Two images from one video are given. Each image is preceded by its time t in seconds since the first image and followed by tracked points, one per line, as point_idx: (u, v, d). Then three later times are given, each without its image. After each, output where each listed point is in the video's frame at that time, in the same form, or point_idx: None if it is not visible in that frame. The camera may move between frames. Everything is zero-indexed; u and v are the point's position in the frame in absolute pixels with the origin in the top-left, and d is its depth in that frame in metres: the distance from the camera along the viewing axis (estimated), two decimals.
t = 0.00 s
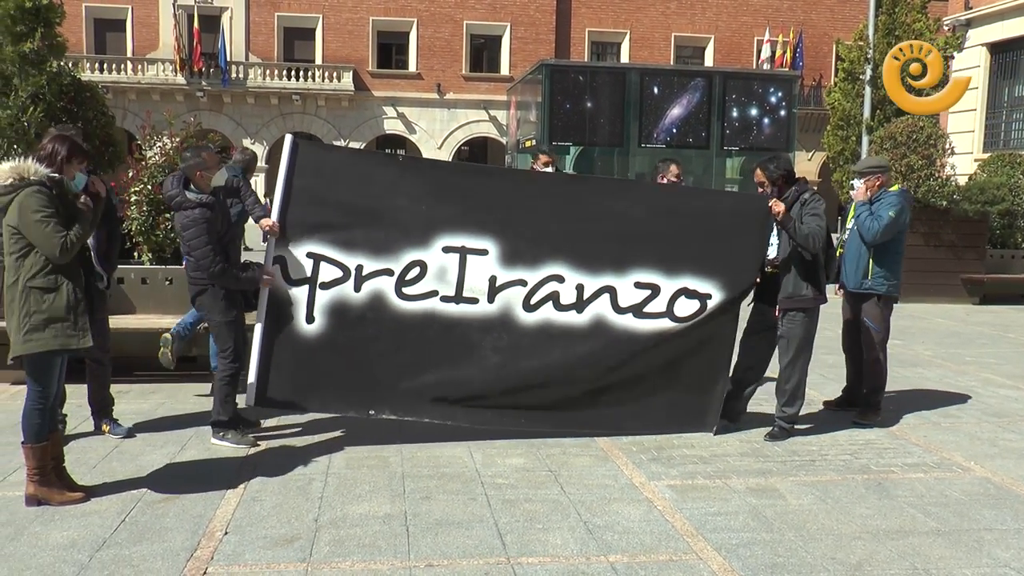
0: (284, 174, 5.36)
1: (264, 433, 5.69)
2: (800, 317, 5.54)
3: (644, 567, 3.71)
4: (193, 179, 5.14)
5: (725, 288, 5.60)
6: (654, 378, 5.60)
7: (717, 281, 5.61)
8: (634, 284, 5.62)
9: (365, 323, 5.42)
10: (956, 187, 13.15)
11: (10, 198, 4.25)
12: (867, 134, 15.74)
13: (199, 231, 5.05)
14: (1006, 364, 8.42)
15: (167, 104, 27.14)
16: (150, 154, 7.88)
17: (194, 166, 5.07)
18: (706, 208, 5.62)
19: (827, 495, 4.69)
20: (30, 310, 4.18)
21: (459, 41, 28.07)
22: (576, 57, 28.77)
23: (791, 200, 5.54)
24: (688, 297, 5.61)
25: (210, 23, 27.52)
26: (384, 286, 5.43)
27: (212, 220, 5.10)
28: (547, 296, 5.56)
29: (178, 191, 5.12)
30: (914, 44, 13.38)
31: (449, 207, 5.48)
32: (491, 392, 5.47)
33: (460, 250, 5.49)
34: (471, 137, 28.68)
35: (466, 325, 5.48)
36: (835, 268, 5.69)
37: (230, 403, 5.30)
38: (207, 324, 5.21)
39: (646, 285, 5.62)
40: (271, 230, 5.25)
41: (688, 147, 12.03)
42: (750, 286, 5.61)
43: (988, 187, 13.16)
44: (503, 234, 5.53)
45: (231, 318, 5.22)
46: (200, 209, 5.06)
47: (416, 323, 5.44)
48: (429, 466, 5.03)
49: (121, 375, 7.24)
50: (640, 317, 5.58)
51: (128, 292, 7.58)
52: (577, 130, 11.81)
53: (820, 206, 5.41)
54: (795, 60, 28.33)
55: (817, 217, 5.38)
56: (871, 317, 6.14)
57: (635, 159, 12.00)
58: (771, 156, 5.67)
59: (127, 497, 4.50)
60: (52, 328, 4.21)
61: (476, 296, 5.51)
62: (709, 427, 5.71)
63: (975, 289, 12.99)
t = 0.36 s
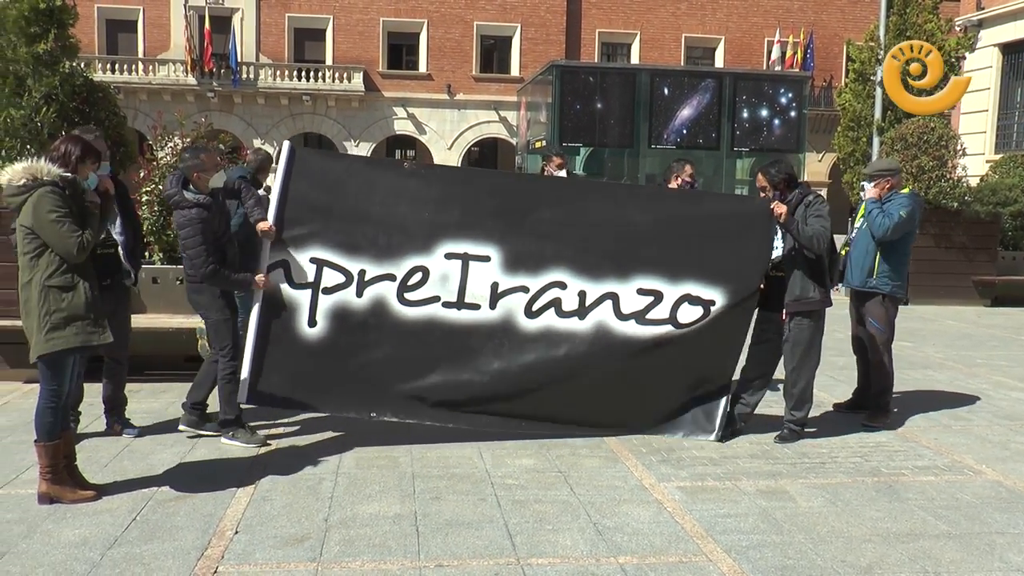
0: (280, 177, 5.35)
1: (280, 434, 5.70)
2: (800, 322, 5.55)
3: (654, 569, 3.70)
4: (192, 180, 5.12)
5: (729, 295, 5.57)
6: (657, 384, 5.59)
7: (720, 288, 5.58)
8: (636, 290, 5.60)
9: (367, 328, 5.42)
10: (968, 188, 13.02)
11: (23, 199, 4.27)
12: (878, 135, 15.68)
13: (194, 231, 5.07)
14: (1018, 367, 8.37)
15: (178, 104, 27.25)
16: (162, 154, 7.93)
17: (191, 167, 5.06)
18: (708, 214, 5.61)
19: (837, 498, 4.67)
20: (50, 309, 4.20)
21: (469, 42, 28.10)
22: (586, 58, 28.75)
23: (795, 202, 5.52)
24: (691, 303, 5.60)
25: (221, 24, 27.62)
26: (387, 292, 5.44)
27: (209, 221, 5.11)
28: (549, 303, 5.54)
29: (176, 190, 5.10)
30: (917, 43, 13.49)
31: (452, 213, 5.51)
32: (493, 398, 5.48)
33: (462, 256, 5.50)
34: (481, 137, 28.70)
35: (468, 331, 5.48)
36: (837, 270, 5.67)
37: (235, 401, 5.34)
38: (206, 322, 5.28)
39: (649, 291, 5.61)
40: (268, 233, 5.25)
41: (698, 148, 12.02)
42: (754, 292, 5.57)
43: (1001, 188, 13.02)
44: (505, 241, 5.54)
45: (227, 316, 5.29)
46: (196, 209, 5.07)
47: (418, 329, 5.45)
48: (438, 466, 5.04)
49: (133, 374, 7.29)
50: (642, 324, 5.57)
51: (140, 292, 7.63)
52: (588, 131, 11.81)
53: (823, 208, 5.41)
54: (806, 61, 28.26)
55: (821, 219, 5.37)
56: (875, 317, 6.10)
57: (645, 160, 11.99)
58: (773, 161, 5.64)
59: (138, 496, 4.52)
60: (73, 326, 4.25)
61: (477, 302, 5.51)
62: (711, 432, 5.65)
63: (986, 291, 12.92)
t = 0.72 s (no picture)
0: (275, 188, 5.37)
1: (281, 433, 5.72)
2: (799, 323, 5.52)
3: (663, 571, 3.70)
4: (187, 178, 5.18)
5: (727, 299, 5.55)
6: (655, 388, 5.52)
7: (717, 292, 5.56)
8: (633, 295, 5.58)
9: (363, 331, 5.39)
10: (978, 190, 13.30)
11: (37, 200, 4.32)
12: (888, 136, 15.62)
13: (185, 228, 5.16)
14: None
15: (188, 105, 27.36)
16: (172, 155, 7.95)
17: (184, 165, 5.14)
18: (703, 220, 5.60)
19: (847, 500, 4.66)
20: (63, 309, 4.23)
21: (479, 43, 28.13)
22: (595, 59, 28.73)
23: (786, 203, 5.52)
24: (688, 307, 5.57)
25: (231, 25, 27.72)
26: (384, 294, 5.42)
27: (200, 218, 5.20)
28: (545, 308, 5.52)
29: (168, 187, 5.18)
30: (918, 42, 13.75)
31: (451, 220, 5.53)
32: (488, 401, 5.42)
33: (461, 262, 5.50)
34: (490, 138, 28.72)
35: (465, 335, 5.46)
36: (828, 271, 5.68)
37: (232, 398, 5.39)
38: (195, 321, 5.33)
39: (645, 295, 5.59)
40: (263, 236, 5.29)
41: (708, 149, 12.02)
42: (752, 296, 5.55)
43: (1010, 190, 13.33)
44: (503, 247, 5.55)
45: (217, 313, 5.33)
46: (187, 207, 5.15)
47: (414, 332, 5.42)
48: (448, 466, 5.05)
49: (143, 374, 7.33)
50: (638, 328, 5.54)
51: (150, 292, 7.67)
52: (596, 132, 11.82)
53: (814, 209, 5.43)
54: (815, 62, 28.17)
55: (814, 221, 5.39)
56: (882, 316, 6.08)
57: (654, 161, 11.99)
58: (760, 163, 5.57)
59: (148, 495, 4.54)
60: (86, 326, 4.27)
61: (475, 307, 5.50)
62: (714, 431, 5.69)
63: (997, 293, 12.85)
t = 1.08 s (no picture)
0: (271, 192, 5.41)
1: (232, 435, 5.63)
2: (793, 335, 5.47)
3: (670, 572, 3.70)
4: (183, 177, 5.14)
5: (724, 314, 5.48)
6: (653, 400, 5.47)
7: (713, 307, 5.51)
8: (629, 311, 5.56)
9: (360, 343, 5.39)
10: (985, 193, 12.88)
11: (47, 199, 4.35)
12: (894, 138, 15.57)
13: (180, 227, 5.08)
14: None
15: (195, 105, 27.42)
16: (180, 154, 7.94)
17: (180, 164, 5.09)
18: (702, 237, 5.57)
19: (852, 503, 4.65)
20: (72, 309, 4.25)
21: (486, 44, 28.15)
22: (603, 60, 28.73)
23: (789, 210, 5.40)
24: (683, 321, 5.51)
25: (238, 26, 27.77)
26: (384, 305, 5.44)
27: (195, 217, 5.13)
28: (541, 324, 5.52)
29: (165, 187, 5.15)
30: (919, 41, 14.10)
31: (452, 239, 5.60)
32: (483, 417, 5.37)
33: (460, 278, 5.55)
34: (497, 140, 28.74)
35: (463, 349, 5.45)
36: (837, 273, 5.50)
37: (192, 398, 5.29)
38: (189, 319, 5.30)
39: (641, 310, 5.56)
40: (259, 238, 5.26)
41: (715, 151, 12.00)
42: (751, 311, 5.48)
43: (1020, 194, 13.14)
44: (501, 264, 5.60)
45: (210, 316, 5.31)
46: (183, 206, 5.09)
47: (410, 347, 5.43)
48: (453, 467, 5.05)
49: (149, 373, 7.35)
50: (634, 342, 5.48)
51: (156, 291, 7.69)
52: (604, 133, 11.80)
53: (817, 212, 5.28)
54: (823, 64, 28.10)
55: (816, 225, 5.26)
56: (889, 318, 6.07)
57: (661, 163, 11.98)
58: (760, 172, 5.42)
59: (155, 495, 4.55)
60: (94, 326, 4.29)
61: (473, 324, 5.51)
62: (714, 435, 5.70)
63: (1004, 296, 12.82)
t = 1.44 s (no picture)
0: (271, 194, 5.47)
1: (231, 435, 5.63)
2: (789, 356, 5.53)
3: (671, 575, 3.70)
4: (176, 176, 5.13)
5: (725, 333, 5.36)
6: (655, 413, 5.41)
7: (713, 325, 5.40)
8: (631, 331, 5.44)
9: (358, 356, 5.32)
10: (990, 197, 12.67)
11: (57, 199, 4.33)
12: (899, 142, 15.56)
13: (169, 225, 5.05)
14: None
15: (200, 106, 27.47)
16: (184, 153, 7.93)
17: (175, 165, 5.05)
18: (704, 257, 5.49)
19: (855, 507, 4.65)
20: (74, 312, 4.26)
21: (491, 46, 28.17)
22: (607, 63, 28.74)
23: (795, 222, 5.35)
24: (685, 339, 5.39)
25: (244, 27, 27.83)
26: (384, 318, 5.40)
27: (186, 216, 5.09)
28: (542, 343, 5.42)
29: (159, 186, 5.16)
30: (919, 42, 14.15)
31: (455, 259, 5.61)
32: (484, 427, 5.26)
33: (462, 298, 5.52)
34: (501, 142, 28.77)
35: (462, 369, 5.36)
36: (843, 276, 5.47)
37: (182, 403, 5.29)
38: (173, 319, 5.33)
39: (642, 330, 5.44)
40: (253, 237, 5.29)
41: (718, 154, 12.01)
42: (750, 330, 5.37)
43: None
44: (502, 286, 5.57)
45: (195, 317, 5.31)
46: (174, 204, 5.06)
47: (407, 366, 5.34)
48: (457, 469, 5.04)
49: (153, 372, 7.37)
50: (636, 360, 5.36)
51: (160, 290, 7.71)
52: (607, 136, 11.80)
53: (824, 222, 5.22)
54: (827, 67, 28.08)
55: (823, 236, 5.19)
56: (894, 322, 6.05)
57: (665, 166, 11.99)
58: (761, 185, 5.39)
59: (157, 494, 4.56)
60: (93, 331, 4.29)
61: (472, 344, 5.42)
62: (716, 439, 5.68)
63: (1007, 301, 12.82)
